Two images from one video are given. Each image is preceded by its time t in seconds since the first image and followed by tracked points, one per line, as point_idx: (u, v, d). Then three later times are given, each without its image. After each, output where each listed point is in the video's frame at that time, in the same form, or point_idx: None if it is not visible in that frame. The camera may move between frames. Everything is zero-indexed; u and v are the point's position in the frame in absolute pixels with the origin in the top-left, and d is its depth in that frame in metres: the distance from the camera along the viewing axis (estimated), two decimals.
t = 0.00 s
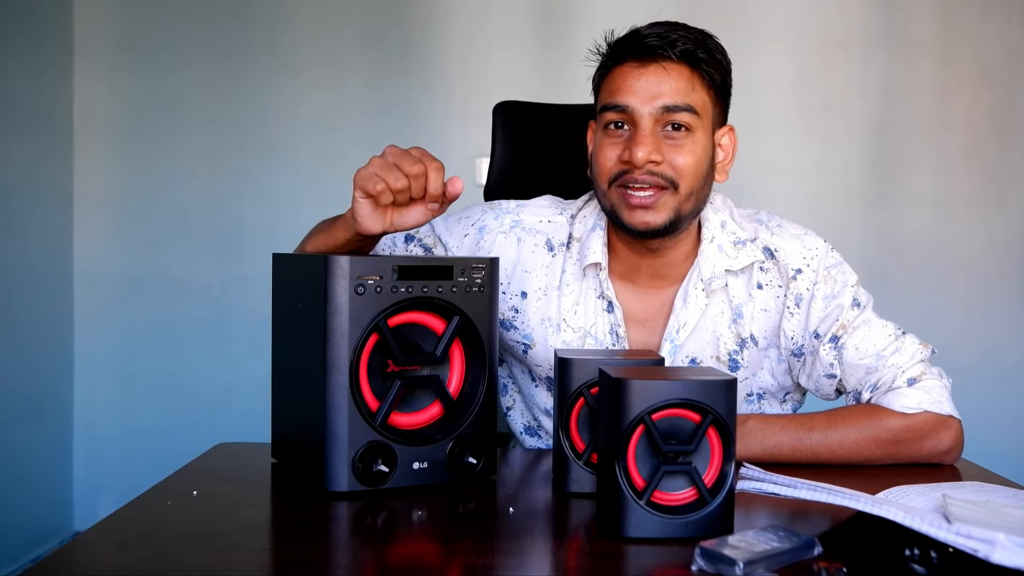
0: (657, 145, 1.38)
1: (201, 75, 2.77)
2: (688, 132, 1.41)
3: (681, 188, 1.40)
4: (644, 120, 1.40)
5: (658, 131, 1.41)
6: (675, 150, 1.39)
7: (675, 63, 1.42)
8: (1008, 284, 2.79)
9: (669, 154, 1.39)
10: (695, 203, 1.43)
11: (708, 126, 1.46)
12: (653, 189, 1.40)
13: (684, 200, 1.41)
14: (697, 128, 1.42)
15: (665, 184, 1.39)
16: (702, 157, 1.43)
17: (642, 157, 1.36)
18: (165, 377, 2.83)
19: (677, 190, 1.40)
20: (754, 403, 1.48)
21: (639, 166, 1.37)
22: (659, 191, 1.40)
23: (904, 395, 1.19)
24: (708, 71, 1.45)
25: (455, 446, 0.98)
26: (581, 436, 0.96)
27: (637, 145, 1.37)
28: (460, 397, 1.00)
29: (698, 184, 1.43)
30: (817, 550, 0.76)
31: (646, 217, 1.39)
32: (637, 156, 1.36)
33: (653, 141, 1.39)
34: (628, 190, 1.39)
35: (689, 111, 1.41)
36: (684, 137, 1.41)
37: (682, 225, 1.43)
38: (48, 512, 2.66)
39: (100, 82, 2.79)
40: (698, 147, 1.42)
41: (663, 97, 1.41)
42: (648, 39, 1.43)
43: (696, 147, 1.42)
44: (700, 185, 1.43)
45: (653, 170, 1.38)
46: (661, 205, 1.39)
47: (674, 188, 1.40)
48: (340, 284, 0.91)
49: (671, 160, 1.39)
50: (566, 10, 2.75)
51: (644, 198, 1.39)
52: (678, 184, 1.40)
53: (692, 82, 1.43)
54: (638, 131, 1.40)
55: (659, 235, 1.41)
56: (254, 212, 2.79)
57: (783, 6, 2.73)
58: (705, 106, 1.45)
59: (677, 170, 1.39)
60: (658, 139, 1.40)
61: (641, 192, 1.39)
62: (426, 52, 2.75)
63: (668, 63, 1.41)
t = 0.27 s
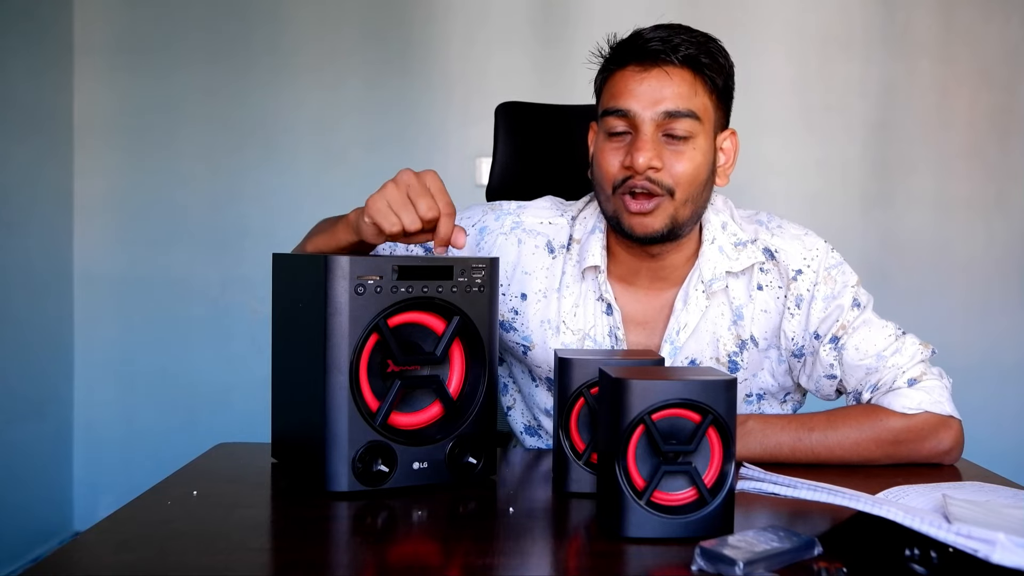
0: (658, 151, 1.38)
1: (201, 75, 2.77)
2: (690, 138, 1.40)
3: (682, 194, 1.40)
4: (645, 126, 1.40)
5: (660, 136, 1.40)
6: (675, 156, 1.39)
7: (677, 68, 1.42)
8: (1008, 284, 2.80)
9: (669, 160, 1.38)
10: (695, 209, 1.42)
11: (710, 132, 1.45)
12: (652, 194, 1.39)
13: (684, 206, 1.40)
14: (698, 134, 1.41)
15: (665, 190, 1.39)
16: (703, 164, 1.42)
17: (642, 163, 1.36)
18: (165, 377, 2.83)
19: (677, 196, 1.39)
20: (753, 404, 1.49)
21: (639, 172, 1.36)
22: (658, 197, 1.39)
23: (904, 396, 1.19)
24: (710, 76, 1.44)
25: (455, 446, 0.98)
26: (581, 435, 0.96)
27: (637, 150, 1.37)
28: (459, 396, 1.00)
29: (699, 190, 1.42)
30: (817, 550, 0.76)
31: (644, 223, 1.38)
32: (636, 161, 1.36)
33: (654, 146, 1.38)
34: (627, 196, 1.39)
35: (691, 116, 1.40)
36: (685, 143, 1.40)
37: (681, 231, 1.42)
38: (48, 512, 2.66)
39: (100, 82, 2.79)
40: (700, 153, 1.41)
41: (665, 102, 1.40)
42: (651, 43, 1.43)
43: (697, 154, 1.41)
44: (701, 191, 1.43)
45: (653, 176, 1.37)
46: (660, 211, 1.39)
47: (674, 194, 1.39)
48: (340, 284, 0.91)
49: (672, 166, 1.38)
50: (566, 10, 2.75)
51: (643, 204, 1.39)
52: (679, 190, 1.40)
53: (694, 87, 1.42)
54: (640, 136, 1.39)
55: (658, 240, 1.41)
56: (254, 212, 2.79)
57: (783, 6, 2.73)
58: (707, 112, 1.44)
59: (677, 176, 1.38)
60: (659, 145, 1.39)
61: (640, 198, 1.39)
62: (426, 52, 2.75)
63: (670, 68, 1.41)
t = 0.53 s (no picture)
0: (662, 152, 1.38)
1: (201, 75, 2.77)
2: (692, 139, 1.41)
3: (686, 194, 1.40)
4: (648, 128, 1.40)
5: (662, 138, 1.41)
6: (679, 157, 1.39)
7: (678, 69, 1.42)
8: (1008, 284, 2.80)
9: (673, 161, 1.39)
10: (699, 209, 1.43)
11: (711, 132, 1.45)
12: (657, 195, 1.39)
13: (689, 206, 1.41)
14: (700, 135, 1.42)
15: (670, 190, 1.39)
16: (706, 164, 1.43)
17: (647, 164, 1.36)
18: (165, 377, 2.83)
19: (682, 196, 1.40)
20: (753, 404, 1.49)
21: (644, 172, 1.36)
22: (663, 197, 1.39)
23: (904, 396, 1.19)
24: (710, 77, 1.45)
25: (455, 446, 0.98)
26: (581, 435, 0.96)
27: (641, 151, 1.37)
28: (459, 396, 1.00)
29: (703, 190, 1.43)
30: (817, 550, 0.76)
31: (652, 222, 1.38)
32: (641, 162, 1.36)
33: (658, 147, 1.39)
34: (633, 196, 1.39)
35: (694, 117, 1.41)
36: (688, 143, 1.41)
37: (686, 231, 1.42)
38: (48, 512, 2.66)
39: (100, 82, 2.79)
40: (702, 153, 1.42)
41: (667, 104, 1.41)
42: (650, 45, 1.42)
43: (700, 154, 1.41)
44: (704, 191, 1.43)
45: (657, 176, 1.38)
46: (666, 210, 1.39)
47: (679, 194, 1.40)
48: (340, 284, 0.91)
49: (676, 167, 1.39)
50: (567, 10, 2.75)
51: (649, 204, 1.39)
52: (683, 190, 1.40)
53: (696, 89, 1.43)
54: (642, 138, 1.40)
55: (663, 240, 1.41)
56: (255, 212, 2.79)
57: (783, 6, 2.73)
58: (708, 113, 1.45)
59: (681, 176, 1.39)
60: (662, 146, 1.40)
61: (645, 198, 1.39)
62: (426, 52, 2.75)
63: (671, 69, 1.41)
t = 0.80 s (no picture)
0: (658, 145, 1.38)
1: (201, 75, 2.77)
2: (688, 132, 1.41)
3: (682, 187, 1.40)
4: (644, 121, 1.40)
5: (658, 131, 1.41)
6: (675, 149, 1.39)
7: (674, 64, 1.42)
8: (1008, 284, 2.79)
9: (669, 154, 1.39)
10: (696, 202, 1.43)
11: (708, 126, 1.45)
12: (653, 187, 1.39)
13: (686, 199, 1.41)
14: (697, 128, 1.42)
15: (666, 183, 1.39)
16: (703, 157, 1.42)
17: (643, 156, 1.36)
18: (165, 377, 2.83)
19: (678, 188, 1.40)
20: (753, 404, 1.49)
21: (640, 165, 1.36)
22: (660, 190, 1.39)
23: (903, 395, 1.19)
24: (707, 72, 1.45)
25: (455, 446, 0.98)
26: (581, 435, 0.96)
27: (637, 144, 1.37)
28: (459, 396, 1.00)
29: (699, 183, 1.43)
30: (817, 550, 0.76)
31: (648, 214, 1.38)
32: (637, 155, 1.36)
33: (654, 140, 1.39)
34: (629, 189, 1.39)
35: (690, 111, 1.41)
36: (685, 137, 1.41)
37: (683, 224, 1.42)
38: (48, 511, 2.66)
39: (100, 82, 2.79)
40: (699, 146, 1.42)
41: (663, 98, 1.41)
42: (646, 41, 1.43)
43: (697, 147, 1.42)
44: (701, 184, 1.43)
45: (653, 169, 1.38)
46: (662, 202, 1.39)
47: (675, 186, 1.39)
48: (340, 283, 0.91)
49: (672, 160, 1.39)
50: (567, 10, 2.75)
51: (645, 196, 1.39)
52: (679, 183, 1.40)
53: (692, 83, 1.43)
54: (639, 131, 1.40)
55: (660, 233, 1.41)
56: (255, 212, 2.79)
57: (783, 6, 2.73)
58: (705, 107, 1.45)
59: (677, 169, 1.39)
60: (658, 139, 1.40)
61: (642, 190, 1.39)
62: (426, 52, 2.75)
63: (668, 64, 1.42)
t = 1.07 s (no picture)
0: (660, 139, 1.39)
1: (201, 75, 2.77)
2: (691, 126, 1.41)
3: (685, 181, 1.40)
4: (647, 116, 1.40)
5: (661, 126, 1.41)
6: (677, 143, 1.39)
7: (676, 59, 1.42)
8: (1008, 284, 2.79)
9: (672, 148, 1.39)
10: (699, 195, 1.43)
11: (709, 120, 1.45)
12: (656, 181, 1.39)
13: (689, 192, 1.41)
14: (699, 123, 1.42)
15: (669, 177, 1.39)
16: (705, 151, 1.43)
17: (647, 150, 1.36)
18: (165, 377, 2.83)
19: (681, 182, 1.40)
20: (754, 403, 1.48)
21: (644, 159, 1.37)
22: (663, 183, 1.40)
23: (903, 393, 1.19)
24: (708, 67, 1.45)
25: (455, 446, 0.98)
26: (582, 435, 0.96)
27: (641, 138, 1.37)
28: (460, 396, 1.00)
29: (702, 176, 1.43)
30: (817, 550, 0.76)
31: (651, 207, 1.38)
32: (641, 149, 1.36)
33: (657, 134, 1.39)
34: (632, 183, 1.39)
35: (692, 105, 1.41)
36: (687, 131, 1.41)
37: (686, 218, 1.43)
38: (48, 511, 2.66)
39: (100, 82, 2.79)
40: (701, 140, 1.42)
41: (665, 93, 1.40)
42: (648, 37, 1.43)
43: (699, 141, 1.42)
44: (704, 178, 1.43)
45: (656, 163, 1.38)
46: (665, 196, 1.39)
47: (678, 180, 1.40)
48: (340, 283, 0.91)
49: (675, 154, 1.39)
50: (567, 10, 2.75)
51: (649, 190, 1.39)
52: (682, 177, 1.40)
53: (693, 77, 1.43)
54: (642, 126, 1.40)
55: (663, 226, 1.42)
56: (255, 212, 2.79)
57: (783, 6, 2.73)
58: (706, 102, 1.45)
59: (681, 163, 1.39)
60: (661, 134, 1.40)
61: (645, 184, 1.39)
62: (426, 52, 2.75)
63: (670, 59, 1.42)
